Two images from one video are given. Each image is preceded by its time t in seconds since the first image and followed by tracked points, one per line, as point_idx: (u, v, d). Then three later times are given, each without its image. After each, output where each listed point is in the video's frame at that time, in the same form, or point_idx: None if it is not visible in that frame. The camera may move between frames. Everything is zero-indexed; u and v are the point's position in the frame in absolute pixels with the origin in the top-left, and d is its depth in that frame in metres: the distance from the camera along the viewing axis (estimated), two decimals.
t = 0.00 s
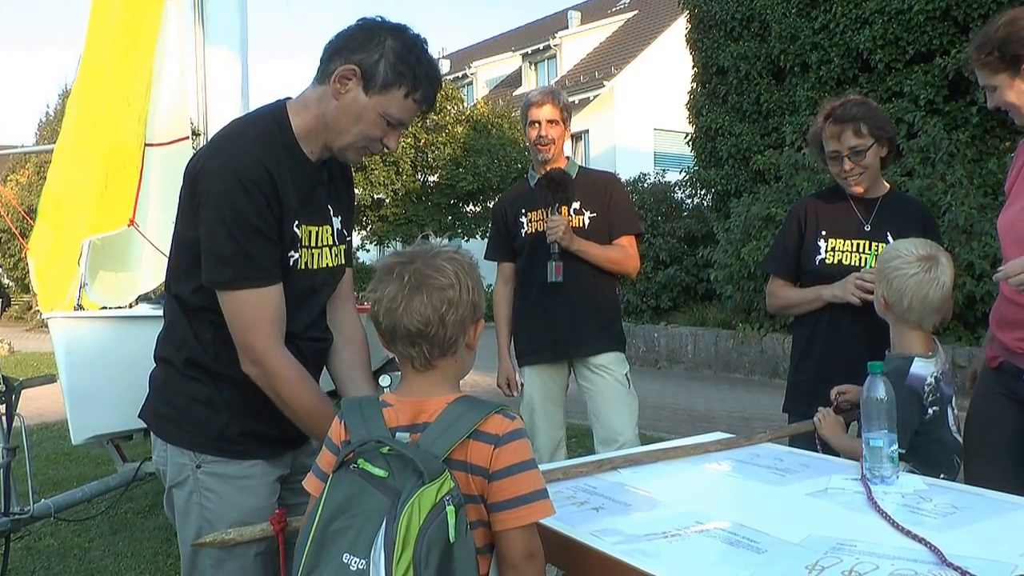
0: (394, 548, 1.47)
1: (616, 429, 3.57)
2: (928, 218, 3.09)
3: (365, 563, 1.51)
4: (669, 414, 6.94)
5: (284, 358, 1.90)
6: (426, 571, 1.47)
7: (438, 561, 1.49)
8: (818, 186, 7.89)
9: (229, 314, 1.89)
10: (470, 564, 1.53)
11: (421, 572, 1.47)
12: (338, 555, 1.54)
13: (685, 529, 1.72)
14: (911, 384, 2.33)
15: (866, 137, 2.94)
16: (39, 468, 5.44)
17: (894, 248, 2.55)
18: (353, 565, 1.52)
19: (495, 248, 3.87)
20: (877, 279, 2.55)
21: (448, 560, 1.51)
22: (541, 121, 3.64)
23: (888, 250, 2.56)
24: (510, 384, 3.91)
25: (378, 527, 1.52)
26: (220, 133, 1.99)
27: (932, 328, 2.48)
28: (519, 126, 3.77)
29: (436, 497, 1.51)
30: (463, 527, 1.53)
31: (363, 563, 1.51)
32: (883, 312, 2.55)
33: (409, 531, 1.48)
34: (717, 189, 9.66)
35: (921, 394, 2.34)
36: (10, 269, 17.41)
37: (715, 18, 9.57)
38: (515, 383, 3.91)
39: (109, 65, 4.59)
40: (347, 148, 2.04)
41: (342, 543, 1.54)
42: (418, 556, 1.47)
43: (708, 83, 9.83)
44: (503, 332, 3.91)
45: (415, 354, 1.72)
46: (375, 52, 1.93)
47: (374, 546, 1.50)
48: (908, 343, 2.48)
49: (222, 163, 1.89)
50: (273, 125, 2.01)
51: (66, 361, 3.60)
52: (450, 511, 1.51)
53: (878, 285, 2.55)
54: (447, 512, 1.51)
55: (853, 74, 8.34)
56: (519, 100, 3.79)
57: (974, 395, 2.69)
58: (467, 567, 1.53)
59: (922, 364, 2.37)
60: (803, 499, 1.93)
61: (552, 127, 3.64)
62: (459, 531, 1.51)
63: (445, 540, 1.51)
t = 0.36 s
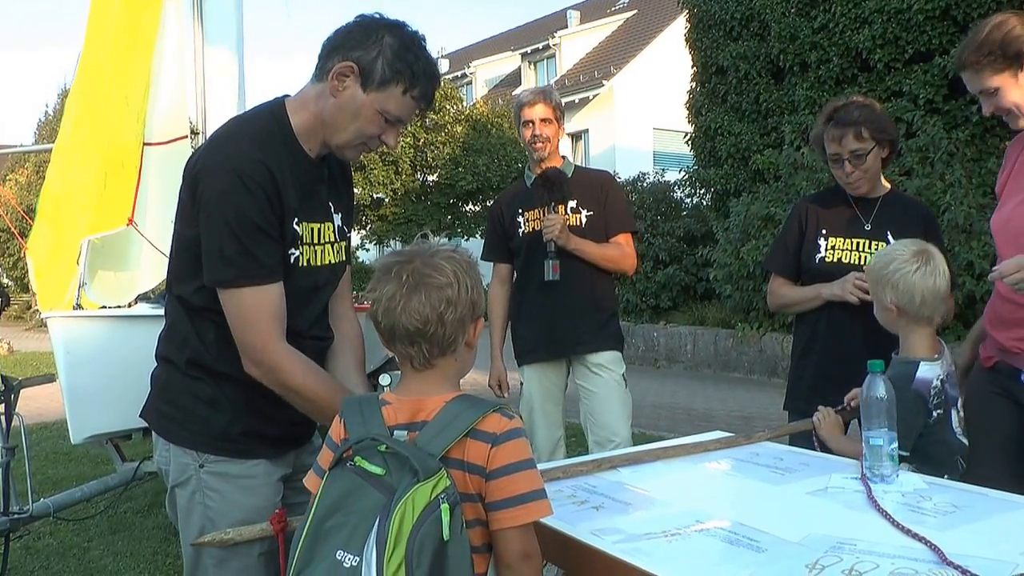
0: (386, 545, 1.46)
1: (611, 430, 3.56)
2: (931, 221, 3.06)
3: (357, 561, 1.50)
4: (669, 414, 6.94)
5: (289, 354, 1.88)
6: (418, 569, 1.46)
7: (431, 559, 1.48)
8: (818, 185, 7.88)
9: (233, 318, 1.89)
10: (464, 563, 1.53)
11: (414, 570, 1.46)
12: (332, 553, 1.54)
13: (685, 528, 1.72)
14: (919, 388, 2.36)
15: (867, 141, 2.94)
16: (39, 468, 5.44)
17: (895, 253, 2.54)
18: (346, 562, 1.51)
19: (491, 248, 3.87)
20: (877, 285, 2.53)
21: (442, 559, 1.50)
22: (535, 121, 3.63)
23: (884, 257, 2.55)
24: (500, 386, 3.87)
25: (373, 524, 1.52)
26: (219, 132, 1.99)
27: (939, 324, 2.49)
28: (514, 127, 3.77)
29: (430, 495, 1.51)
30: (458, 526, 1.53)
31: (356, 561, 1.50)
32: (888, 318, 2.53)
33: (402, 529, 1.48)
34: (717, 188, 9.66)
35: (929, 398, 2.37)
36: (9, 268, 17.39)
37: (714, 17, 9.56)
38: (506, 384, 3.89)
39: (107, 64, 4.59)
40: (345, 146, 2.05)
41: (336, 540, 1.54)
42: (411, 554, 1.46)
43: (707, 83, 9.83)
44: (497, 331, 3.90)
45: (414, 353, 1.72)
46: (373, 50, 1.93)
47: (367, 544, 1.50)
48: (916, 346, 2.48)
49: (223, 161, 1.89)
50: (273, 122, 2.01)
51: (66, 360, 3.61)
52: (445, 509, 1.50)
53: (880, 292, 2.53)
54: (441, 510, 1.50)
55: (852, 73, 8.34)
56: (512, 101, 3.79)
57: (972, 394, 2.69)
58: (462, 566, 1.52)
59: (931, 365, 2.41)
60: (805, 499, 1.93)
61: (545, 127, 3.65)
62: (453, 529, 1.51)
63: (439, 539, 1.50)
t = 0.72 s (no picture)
0: (388, 542, 1.46)
1: (609, 431, 3.57)
2: (929, 222, 3.04)
3: (360, 557, 1.50)
4: (668, 413, 6.94)
5: (267, 341, 1.89)
6: (421, 567, 1.46)
7: (433, 556, 1.48)
8: (818, 184, 7.86)
9: (213, 300, 1.88)
10: (466, 559, 1.53)
11: (416, 567, 1.46)
12: (334, 550, 1.54)
13: (685, 527, 1.72)
14: (940, 387, 2.32)
15: (862, 143, 2.93)
16: (38, 467, 5.43)
17: (904, 260, 2.56)
18: (349, 559, 1.51)
19: (491, 247, 3.88)
20: (892, 293, 2.53)
21: (443, 556, 1.51)
22: (530, 121, 3.63)
23: (893, 263, 2.56)
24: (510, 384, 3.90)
25: (374, 521, 1.52)
26: (214, 124, 1.99)
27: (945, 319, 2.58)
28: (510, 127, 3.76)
29: (433, 492, 1.51)
30: (460, 523, 1.53)
31: (359, 558, 1.51)
32: (907, 325, 2.54)
33: (404, 527, 1.48)
34: (716, 188, 9.68)
35: (947, 396, 2.35)
36: (8, 269, 17.36)
37: (713, 17, 9.56)
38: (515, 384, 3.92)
39: (106, 63, 4.57)
40: (340, 136, 2.05)
41: (339, 538, 1.54)
42: (412, 550, 1.46)
43: (706, 82, 9.83)
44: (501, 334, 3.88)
45: (415, 351, 1.72)
46: (363, 36, 1.93)
47: (369, 541, 1.50)
48: (930, 345, 2.53)
49: (217, 150, 1.90)
50: (268, 114, 2.01)
51: (65, 359, 3.59)
52: (446, 505, 1.50)
53: (896, 301, 2.53)
54: (443, 507, 1.50)
55: (852, 72, 8.34)
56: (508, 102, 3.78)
57: (972, 393, 2.69)
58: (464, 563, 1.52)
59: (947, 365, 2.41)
60: (805, 498, 1.93)
61: (541, 127, 3.64)
62: (455, 526, 1.51)
63: (440, 535, 1.50)
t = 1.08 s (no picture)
0: (393, 539, 1.46)
1: (608, 430, 3.57)
2: (924, 221, 3.07)
3: (363, 555, 1.50)
4: (667, 412, 6.95)
5: (259, 332, 1.88)
6: (425, 564, 1.46)
7: (436, 553, 1.48)
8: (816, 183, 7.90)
9: (207, 290, 1.88)
10: (468, 556, 1.53)
11: (420, 564, 1.46)
12: (337, 547, 1.53)
13: (684, 525, 1.72)
14: (939, 381, 2.33)
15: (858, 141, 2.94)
16: (37, 467, 5.43)
17: (904, 258, 2.56)
18: (352, 556, 1.51)
19: (490, 246, 3.88)
20: (891, 288, 2.53)
21: (447, 553, 1.51)
22: (530, 120, 3.63)
23: (892, 260, 2.57)
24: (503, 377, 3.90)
25: (377, 519, 1.52)
26: (210, 120, 2.00)
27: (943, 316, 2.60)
28: (509, 126, 3.76)
29: (436, 489, 1.51)
30: (462, 520, 1.53)
31: (362, 555, 1.50)
32: (906, 321, 2.55)
33: (408, 523, 1.48)
34: (714, 187, 9.70)
35: (946, 392, 2.35)
36: (7, 268, 17.35)
37: (712, 17, 9.58)
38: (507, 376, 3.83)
39: (107, 63, 4.59)
40: (327, 113, 2.01)
41: (341, 535, 1.54)
42: (417, 547, 1.46)
43: (704, 81, 9.84)
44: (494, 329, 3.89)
45: (416, 349, 1.72)
46: (324, 14, 1.98)
47: (373, 538, 1.50)
48: (930, 340, 2.54)
49: (212, 144, 1.90)
50: (264, 110, 2.03)
51: (64, 358, 3.58)
52: (450, 503, 1.51)
53: (895, 297, 2.53)
54: (446, 504, 1.51)
55: (851, 71, 8.31)
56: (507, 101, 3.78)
57: (971, 393, 2.70)
58: (467, 560, 1.53)
59: (947, 362, 2.41)
60: (805, 496, 1.93)
61: (541, 125, 3.64)
62: (458, 522, 1.51)
63: (444, 532, 1.50)
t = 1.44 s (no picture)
0: (393, 538, 1.46)
1: (607, 430, 3.57)
2: (915, 220, 3.07)
3: (363, 554, 1.50)
4: (665, 411, 6.95)
5: (258, 332, 1.88)
6: (424, 563, 1.46)
7: (435, 553, 1.48)
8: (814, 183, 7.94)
9: (207, 290, 1.88)
10: (468, 556, 1.53)
11: (419, 564, 1.46)
12: (337, 546, 1.53)
13: (683, 525, 1.72)
14: (938, 377, 2.33)
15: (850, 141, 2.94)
16: (35, 466, 5.44)
17: (899, 254, 2.57)
18: (351, 556, 1.51)
19: (489, 246, 3.88)
20: (886, 286, 2.54)
21: (446, 552, 1.51)
22: (529, 119, 3.63)
23: (887, 257, 2.58)
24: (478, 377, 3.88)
25: (376, 518, 1.52)
26: (214, 121, 2.00)
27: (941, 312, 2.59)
28: (509, 125, 3.76)
29: (435, 488, 1.51)
30: (462, 519, 1.53)
31: (361, 554, 1.50)
32: (902, 318, 2.55)
33: (408, 522, 1.48)
34: (713, 186, 9.72)
35: (945, 389, 2.35)
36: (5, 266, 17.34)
37: (711, 16, 9.58)
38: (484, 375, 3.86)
39: (106, 62, 4.58)
40: (323, 109, 2.00)
41: (341, 535, 1.54)
42: (416, 546, 1.46)
43: (704, 80, 9.86)
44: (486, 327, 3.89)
45: (415, 348, 1.72)
46: (318, 15, 2.01)
47: (372, 537, 1.50)
48: (927, 337, 2.54)
49: (215, 145, 1.90)
50: (267, 111, 2.03)
51: (63, 357, 3.58)
52: (449, 502, 1.51)
53: (890, 295, 2.54)
54: (445, 503, 1.51)
55: (849, 71, 8.32)
56: (506, 100, 3.77)
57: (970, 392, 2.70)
58: (465, 559, 1.53)
59: (944, 356, 2.41)
60: (805, 495, 1.93)
61: (541, 124, 3.63)
62: (458, 522, 1.52)
63: (443, 532, 1.50)
